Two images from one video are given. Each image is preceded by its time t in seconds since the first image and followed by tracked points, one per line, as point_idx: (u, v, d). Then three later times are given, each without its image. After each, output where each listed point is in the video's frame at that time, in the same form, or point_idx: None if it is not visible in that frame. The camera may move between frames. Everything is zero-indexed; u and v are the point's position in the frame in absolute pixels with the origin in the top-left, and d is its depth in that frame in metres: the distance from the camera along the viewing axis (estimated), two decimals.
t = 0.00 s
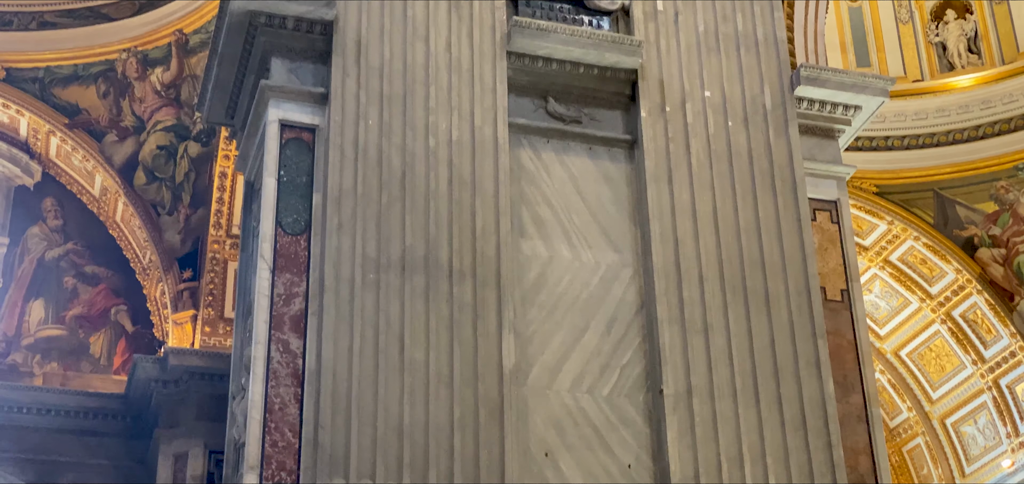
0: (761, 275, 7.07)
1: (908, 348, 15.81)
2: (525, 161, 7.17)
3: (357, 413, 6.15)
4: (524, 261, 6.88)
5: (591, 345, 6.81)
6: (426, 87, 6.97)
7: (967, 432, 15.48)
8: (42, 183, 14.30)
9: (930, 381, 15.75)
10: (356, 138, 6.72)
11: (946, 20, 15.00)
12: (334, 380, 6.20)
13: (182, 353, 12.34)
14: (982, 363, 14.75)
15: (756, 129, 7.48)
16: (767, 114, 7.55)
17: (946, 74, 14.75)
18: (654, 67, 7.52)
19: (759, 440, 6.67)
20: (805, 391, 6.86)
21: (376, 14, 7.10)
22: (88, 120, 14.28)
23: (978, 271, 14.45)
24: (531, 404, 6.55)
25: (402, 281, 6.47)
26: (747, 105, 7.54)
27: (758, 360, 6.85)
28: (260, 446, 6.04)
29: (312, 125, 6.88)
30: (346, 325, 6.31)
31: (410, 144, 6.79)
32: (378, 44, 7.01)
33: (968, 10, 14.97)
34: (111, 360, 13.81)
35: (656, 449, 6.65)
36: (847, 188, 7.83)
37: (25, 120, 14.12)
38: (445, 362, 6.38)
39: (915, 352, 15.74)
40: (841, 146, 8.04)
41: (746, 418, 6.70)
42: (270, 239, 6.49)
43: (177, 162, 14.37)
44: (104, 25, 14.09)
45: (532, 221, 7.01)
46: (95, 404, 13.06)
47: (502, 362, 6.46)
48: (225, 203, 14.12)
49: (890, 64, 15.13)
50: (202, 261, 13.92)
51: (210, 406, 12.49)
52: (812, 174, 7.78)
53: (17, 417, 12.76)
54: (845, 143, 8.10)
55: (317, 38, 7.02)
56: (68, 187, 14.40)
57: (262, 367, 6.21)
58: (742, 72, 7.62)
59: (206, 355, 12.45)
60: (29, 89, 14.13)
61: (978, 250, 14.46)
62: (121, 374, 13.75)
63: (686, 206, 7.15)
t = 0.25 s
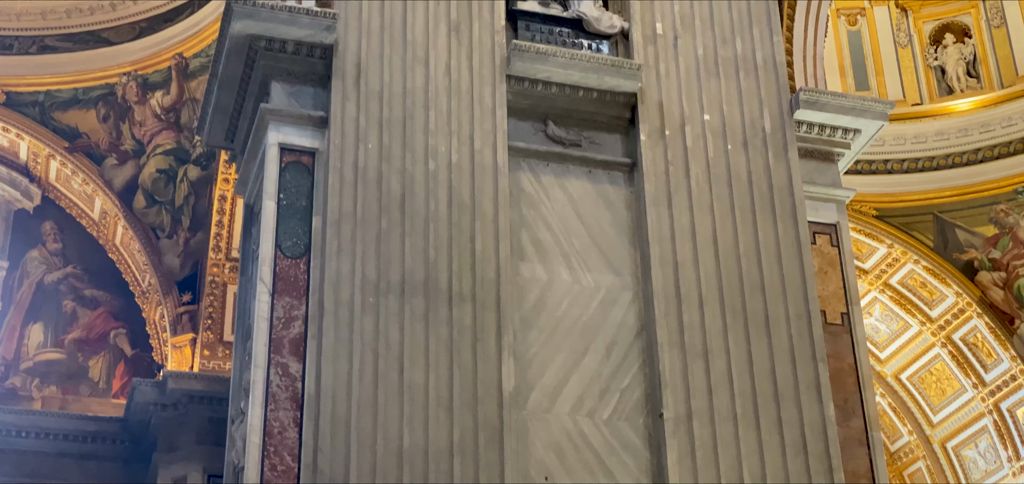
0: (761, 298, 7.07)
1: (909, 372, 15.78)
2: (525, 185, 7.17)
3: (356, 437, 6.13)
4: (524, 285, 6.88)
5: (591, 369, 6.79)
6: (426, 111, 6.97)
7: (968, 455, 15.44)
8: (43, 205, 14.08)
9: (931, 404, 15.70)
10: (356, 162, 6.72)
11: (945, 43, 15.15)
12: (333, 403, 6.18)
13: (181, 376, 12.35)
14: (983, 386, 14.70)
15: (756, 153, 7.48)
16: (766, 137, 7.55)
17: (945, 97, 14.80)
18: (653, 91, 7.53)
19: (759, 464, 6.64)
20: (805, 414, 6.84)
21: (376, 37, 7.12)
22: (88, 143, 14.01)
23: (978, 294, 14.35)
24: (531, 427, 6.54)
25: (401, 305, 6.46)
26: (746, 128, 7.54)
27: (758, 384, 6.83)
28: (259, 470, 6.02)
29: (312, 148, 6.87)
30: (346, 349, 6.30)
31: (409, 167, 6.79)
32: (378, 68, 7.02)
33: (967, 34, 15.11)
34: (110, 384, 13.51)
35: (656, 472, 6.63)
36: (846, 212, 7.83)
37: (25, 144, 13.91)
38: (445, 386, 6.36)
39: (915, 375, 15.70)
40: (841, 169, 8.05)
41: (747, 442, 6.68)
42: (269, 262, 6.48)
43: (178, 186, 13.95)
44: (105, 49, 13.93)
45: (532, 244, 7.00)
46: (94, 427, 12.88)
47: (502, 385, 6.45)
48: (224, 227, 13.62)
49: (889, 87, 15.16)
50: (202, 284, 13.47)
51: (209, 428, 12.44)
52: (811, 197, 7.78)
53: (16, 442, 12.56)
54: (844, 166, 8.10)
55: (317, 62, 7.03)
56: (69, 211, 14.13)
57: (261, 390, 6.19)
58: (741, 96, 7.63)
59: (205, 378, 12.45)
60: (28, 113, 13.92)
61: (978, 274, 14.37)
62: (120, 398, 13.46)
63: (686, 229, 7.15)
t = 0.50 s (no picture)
0: (761, 322, 7.06)
1: (909, 395, 15.77)
2: (524, 208, 7.17)
3: (356, 461, 6.11)
4: (524, 308, 6.87)
5: (591, 391, 6.78)
6: (425, 134, 6.97)
7: (968, 478, 15.40)
8: (41, 228, 14.07)
9: (931, 428, 15.65)
10: (355, 185, 6.72)
11: (943, 67, 15.20)
12: (332, 427, 6.17)
13: (180, 400, 12.31)
14: (983, 409, 14.65)
15: (755, 177, 7.49)
16: (766, 160, 7.56)
17: (943, 121, 14.84)
18: (652, 114, 7.54)
19: None
20: (805, 437, 6.83)
21: (376, 60, 7.11)
22: (88, 167, 13.97)
23: (977, 317, 14.23)
24: (531, 451, 6.52)
25: (400, 328, 6.46)
26: (746, 151, 7.55)
27: (758, 407, 6.82)
28: None
29: (311, 172, 6.87)
30: (345, 373, 6.29)
31: (409, 190, 6.79)
32: (377, 91, 7.02)
33: (965, 58, 15.16)
34: (108, 408, 13.50)
35: None
36: (846, 235, 7.83)
37: (24, 168, 13.91)
38: (445, 410, 6.35)
39: (915, 398, 15.67)
40: (840, 193, 8.05)
41: (747, 465, 6.66)
42: (269, 286, 6.47)
43: (176, 209, 13.88)
44: (105, 73, 13.90)
45: (531, 268, 7.00)
46: (92, 452, 12.86)
47: (502, 408, 6.44)
48: (223, 251, 13.59)
49: (887, 110, 15.21)
50: (201, 307, 13.39)
51: (208, 452, 12.41)
52: (810, 220, 7.78)
53: (15, 466, 12.47)
54: (843, 190, 8.10)
55: (317, 85, 7.04)
56: (67, 234, 14.11)
57: (260, 414, 6.18)
58: (740, 119, 7.63)
59: (204, 402, 12.42)
60: (28, 137, 13.88)
61: (977, 297, 14.24)
62: (118, 423, 13.44)
63: (685, 252, 7.15)
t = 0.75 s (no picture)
0: (759, 348, 7.05)
1: (907, 422, 15.71)
2: (522, 234, 7.17)
3: None
4: (522, 334, 6.87)
5: (590, 418, 6.77)
6: (424, 161, 6.97)
7: None
8: (37, 256, 14.06)
9: (930, 454, 15.62)
10: (354, 212, 6.71)
11: (940, 93, 15.22)
12: (331, 454, 6.14)
13: (178, 428, 12.33)
14: (983, 436, 14.65)
15: (753, 202, 7.49)
16: (763, 186, 7.56)
17: (941, 147, 14.85)
18: (650, 140, 7.55)
19: None
20: (805, 464, 6.80)
21: (374, 86, 7.11)
22: (86, 194, 13.93)
23: (976, 344, 14.20)
24: (529, 478, 6.51)
25: (399, 354, 6.44)
26: (743, 178, 7.55)
27: (757, 434, 6.80)
28: None
29: (309, 198, 6.88)
30: (343, 400, 6.27)
31: (407, 217, 6.79)
32: (376, 117, 7.02)
33: (962, 84, 15.17)
34: (105, 435, 13.44)
35: None
36: (844, 261, 7.83)
37: (22, 195, 13.94)
38: (443, 436, 6.33)
39: (914, 424, 15.64)
40: (839, 219, 8.05)
41: None
42: (267, 312, 6.48)
43: (175, 235, 13.78)
44: (104, 99, 13.94)
45: (530, 294, 7.00)
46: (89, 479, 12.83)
47: (500, 435, 6.42)
48: (222, 276, 13.49)
49: (885, 136, 15.25)
50: (199, 335, 13.33)
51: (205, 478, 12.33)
52: (808, 246, 7.78)
53: None
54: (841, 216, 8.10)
55: (315, 112, 7.06)
56: (65, 260, 14.08)
57: (258, 441, 6.17)
58: (738, 146, 7.64)
59: (201, 430, 12.40)
60: (26, 164, 13.88)
61: (976, 323, 14.23)
62: (115, 450, 13.38)
63: (684, 278, 7.15)
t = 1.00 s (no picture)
0: (758, 371, 7.04)
1: (906, 445, 15.67)
2: (520, 257, 7.17)
3: None
4: (520, 357, 6.86)
5: (588, 442, 6.75)
6: (422, 184, 6.97)
7: None
8: (35, 278, 14.08)
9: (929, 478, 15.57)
10: (351, 235, 6.71)
11: (937, 116, 15.26)
12: (328, 478, 6.12)
13: (173, 449, 12.09)
14: (981, 459, 14.61)
15: (751, 225, 7.50)
16: (761, 209, 7.57)
17: (938, 170, 14.88)
18: (648, 164, 7.56)
19: None
20: None
21: (372, 109, 7.11)
22: (84, 217, 13.91)
23: (975, 367, 14.12)
24: None
25: (397, 378, 6.43)
26: (741, 201, 7.56)
27: (756, 457, 6.79)
28: None
29: (307, 222, 6.87)
30: (341, 423, 6.25)
31: (405, 240, 6.78)
32: (374, 140, 7.02)
33: (959, 107, 15.20)
34: (102, 460, 13.41)
35: None
36: (842, 283, 7.82)
37: (20, 218, 13.89)
38: (441, 460, 6.32)
39: (913, 447, 15.60)
40: (837, 242, 8.05)
41: None
42: (265, 336, 6.46)
43: (172, 259, 13.77)
44: (102, 123, 13.95)
45: (527, 317, 6.99)
46: None
47: (498, 459, 6.41)
48: (220, 299, 13.39)
49: (882, 160, 15.24)
50: (197, 358, 13.26)
51: None
52: (806, 269, 7.77)
53: None
54: (838, 238, 8.09)
55: (313, 135, 7.05)
56: (62, 284, 14.07)
57: (255, 465, 6.15)
58: (736, 169, 7.65)
59: (198, 453, 12.30)
60: (24, 188, 13.84)
61: (974, 346, 14.15)
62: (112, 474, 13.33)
63: (682, 301, 7.14)
